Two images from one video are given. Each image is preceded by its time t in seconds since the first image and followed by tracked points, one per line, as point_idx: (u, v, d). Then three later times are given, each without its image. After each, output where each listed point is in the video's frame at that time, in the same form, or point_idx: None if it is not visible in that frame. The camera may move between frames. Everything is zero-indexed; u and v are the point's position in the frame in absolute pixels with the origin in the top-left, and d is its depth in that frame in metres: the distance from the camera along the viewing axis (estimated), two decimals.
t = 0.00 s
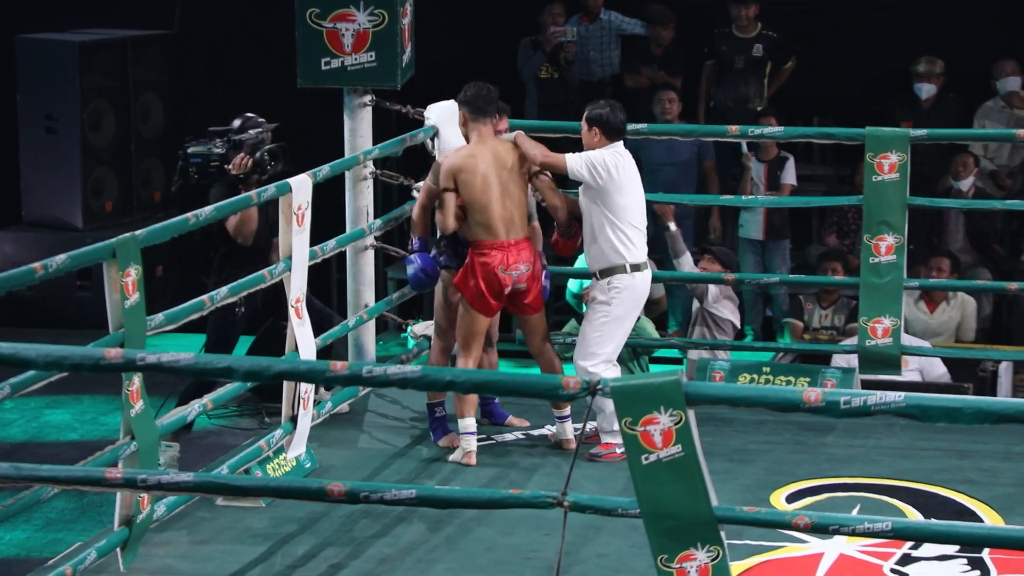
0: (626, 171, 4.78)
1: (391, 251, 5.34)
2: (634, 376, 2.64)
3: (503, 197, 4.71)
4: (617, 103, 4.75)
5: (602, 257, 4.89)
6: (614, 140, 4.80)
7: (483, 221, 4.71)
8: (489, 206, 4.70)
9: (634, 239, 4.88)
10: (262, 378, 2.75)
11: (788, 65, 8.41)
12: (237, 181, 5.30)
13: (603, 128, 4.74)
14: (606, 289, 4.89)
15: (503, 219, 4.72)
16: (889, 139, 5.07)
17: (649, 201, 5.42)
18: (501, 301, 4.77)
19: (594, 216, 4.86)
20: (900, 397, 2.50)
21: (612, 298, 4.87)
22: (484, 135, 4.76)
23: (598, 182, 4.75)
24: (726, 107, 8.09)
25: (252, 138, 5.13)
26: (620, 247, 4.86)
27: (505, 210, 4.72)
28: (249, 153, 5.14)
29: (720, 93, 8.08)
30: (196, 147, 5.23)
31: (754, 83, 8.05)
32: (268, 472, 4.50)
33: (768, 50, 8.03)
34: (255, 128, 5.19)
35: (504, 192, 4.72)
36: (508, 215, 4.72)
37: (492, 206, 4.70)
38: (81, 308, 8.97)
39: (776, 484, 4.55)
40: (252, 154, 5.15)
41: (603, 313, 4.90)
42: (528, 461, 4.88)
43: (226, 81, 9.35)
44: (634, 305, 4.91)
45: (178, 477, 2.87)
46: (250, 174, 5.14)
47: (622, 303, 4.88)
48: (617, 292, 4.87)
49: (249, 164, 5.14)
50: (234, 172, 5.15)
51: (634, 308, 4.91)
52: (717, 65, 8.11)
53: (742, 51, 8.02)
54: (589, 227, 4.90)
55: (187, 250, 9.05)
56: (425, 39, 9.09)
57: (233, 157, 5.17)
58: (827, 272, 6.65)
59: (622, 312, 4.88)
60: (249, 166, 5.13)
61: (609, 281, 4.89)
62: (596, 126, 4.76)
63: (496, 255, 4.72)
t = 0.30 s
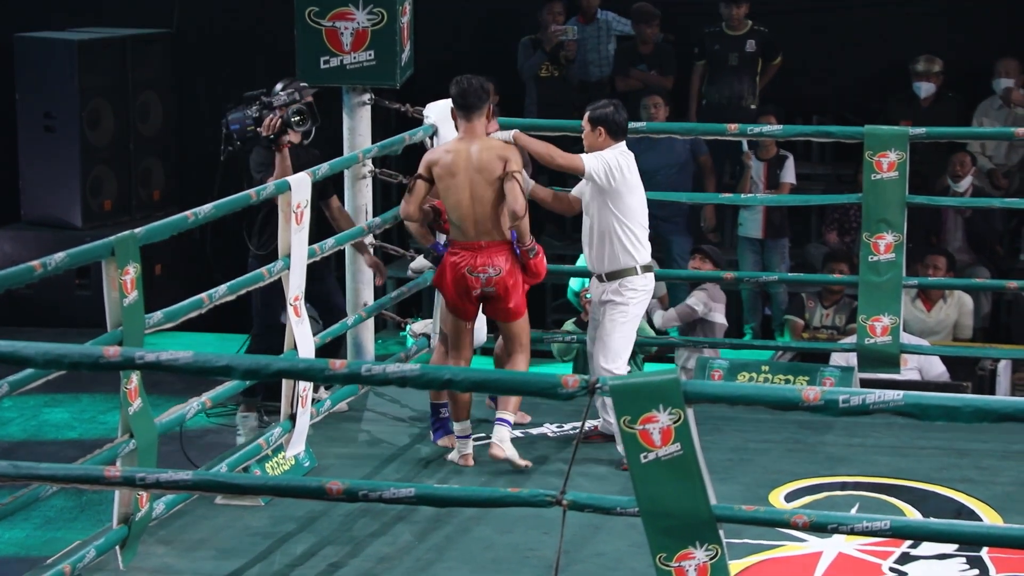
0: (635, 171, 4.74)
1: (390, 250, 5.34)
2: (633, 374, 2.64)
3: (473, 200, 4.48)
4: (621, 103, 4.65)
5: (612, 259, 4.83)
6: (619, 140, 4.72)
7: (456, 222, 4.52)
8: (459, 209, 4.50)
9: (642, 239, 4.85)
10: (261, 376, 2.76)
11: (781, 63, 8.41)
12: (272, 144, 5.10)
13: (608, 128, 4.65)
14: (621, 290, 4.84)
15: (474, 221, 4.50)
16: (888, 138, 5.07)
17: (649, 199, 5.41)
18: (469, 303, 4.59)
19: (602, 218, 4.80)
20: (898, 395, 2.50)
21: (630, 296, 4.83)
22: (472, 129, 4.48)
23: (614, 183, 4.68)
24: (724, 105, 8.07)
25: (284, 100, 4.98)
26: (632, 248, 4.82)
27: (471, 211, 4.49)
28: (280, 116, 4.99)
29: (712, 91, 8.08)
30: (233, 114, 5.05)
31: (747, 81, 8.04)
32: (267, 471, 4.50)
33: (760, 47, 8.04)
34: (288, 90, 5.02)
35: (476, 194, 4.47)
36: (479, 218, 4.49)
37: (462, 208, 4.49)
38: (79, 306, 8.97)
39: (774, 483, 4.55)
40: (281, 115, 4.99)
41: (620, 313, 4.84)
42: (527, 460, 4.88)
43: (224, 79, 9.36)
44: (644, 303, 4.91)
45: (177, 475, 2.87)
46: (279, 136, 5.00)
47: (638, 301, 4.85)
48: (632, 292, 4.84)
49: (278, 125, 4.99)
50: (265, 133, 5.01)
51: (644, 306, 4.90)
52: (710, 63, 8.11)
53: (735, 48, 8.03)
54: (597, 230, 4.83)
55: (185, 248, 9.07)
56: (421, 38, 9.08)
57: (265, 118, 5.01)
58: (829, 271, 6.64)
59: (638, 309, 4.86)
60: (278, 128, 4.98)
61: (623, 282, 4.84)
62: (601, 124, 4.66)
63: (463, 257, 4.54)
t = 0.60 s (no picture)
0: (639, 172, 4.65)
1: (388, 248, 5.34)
2: (632, 373, 2.64)
3: (469, 213, 4.38)
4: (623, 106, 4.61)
5: (618, 263, 4.72)
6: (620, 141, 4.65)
7: (451, 233, 4.43)
8: (454, 219, 4.41)
9: (646, 241, 4.77)
10: (260, 375, 2.76)
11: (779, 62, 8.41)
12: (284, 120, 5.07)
13: (610, 128, 4.59)
14: (629, 297, 4.73)
15: (467, 235, 4.40)
16: (887, 136, 5.07)
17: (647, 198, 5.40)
18: (456, 317, 4.49)
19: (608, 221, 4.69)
20: (897, 394, 2.50)
21: (637, 303, 4.74)
22: (482, 142, 4.39)
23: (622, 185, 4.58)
24: (722, 103, 8.07)
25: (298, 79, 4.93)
26: (638, 251, 4.72)
27: (465, 223, 4.39)
28: (292, 94, 4.96)
29: (709, 90, 8.09)
30: (251, 87, 5.05)
31: (744, 79, 8.04)
32: (265, 470, 4.50)
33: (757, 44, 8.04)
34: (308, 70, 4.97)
35: (473, 208, 4.38)
36: (473, 233, 4.39)
37: (457, 220, 4.40)
38: (78, 305, 8.97)
39: (773, 482, 4.55)
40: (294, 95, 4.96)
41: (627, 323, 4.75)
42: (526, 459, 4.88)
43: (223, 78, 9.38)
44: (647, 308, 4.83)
45: (176, 474, 2.87)
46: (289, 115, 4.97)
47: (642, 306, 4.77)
48: (639, 298, 4.74)
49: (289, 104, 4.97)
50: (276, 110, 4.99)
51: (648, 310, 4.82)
52: (706, 62, 8.11)
53: (731, 47, 8.02)
54: (602, 234, 4.72)
55: (184, 247, 9.07)
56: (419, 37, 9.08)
57: (281, 95, 4.98)
58: (831, 270, 6.65)
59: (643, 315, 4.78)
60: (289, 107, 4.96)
61: (630, 288, 4.74)
62: (603, 125, 4.59)
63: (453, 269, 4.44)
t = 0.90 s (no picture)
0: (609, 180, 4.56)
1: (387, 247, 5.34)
2: (632, 371, 2.64)
3: (456, 217, 4.36)
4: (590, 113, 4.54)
5: (596, 275, 4.61)
6: (586, 150, 4.57)
7: (438, 240, 4.40)
8: (442, 225, 4.38)
9: (622, 250, 4.66)
10: (259, 373, 2.76)
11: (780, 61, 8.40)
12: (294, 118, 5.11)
13: (575, 136, 4.50)
14: (609, 308, 4.62)
15: (455, 239, 4.37)
16: (886, 135, 5.07)
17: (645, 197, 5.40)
18: (446, 326, 4.43)
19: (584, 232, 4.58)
20: (896, 392, 2.50)
21: (617, 313, 4.63)
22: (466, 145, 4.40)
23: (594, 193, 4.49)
24: (723, 103, 8.07)
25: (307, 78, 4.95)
26: (615, 261, 4.62)
27: (453, 227, 4.36)
28: (302, 92, 4.99)
29: (711, 90, 8.08)
30: (262, 81, 5.12)
31: (744, 79, 8.05)
32: (264, 468, 4.51)
33: (762, 45, 8.02)
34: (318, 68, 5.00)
35: (460, 211, 4.36)
36: (462, 236, 4.36)
37: (445, 225, 4.37)
38: (77, 304, 8.96)
39: (772, 481, 4.55)
40: (304, 93, 5.00)
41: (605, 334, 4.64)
42: (525, 458, 4.88)
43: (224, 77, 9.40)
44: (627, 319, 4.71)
45: (175, 472, 2.87)
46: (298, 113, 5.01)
47: (622, 317, 4.65)
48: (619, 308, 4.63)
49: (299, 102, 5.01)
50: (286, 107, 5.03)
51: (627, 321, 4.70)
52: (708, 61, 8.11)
53: (733, 46, 8.02)
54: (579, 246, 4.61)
55: (183, 246, 9.06)
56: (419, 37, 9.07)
57: (291, 92, 5.02)
58: (827, 269, 6.64)
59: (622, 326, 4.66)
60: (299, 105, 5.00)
61: (609, 299, 4.63)
62: (567, 134, 4.51)
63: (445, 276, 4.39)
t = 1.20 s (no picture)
0: (577, 186, 4.52)
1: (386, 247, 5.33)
2: (631, 370, 2.64)
3: (437, 228, 4.31)
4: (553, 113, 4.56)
5: (565, 279, 4.60)
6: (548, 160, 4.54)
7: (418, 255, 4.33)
8: (423, 238, 4.31)
9: (598, 257, 4.61)
10: (258, 372, 2.76)
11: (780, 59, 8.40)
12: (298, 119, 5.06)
13: (535, 148, 4.49)
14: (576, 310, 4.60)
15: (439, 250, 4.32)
16: (885, 135, 5.07)
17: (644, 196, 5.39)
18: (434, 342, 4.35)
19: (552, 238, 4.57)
20: (895, 392, 2.50)
21: (585, 317, 4.58)
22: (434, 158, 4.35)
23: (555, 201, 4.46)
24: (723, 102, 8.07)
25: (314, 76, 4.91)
26: (584, 267, 4.57)
27: (435, 239, 4.31)
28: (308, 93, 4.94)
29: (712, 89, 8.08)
30: (266, 82, 5.06)
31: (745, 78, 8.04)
32: (263, 467, 4.51)
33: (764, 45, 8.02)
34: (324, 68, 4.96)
35: (441, 222, 4.31)
36: (446, 247, 4.32)
37: (426, 237, 4.31)
38: (77, 303, 8.96)
39: (771, 480, 4.55)
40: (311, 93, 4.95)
41: (573, 333, 4.62)
42: (523, 458, 4.88)
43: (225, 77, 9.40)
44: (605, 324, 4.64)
45: (174, 471, 2.87)
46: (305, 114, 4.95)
47: (593, 321, 4.60)
48: (586, 312, 4.59)
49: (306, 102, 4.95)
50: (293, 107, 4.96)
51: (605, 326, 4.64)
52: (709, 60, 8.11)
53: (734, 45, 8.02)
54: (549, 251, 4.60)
55: (181, 245, 9.06)
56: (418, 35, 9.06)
57: (297, 92, 4.96)
58: (824, 267, 6.64)
59: (595, 329, 4.60)
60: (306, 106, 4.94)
61: (577, 303, 4.60)
62: (527, 146, 4.50)
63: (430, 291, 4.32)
